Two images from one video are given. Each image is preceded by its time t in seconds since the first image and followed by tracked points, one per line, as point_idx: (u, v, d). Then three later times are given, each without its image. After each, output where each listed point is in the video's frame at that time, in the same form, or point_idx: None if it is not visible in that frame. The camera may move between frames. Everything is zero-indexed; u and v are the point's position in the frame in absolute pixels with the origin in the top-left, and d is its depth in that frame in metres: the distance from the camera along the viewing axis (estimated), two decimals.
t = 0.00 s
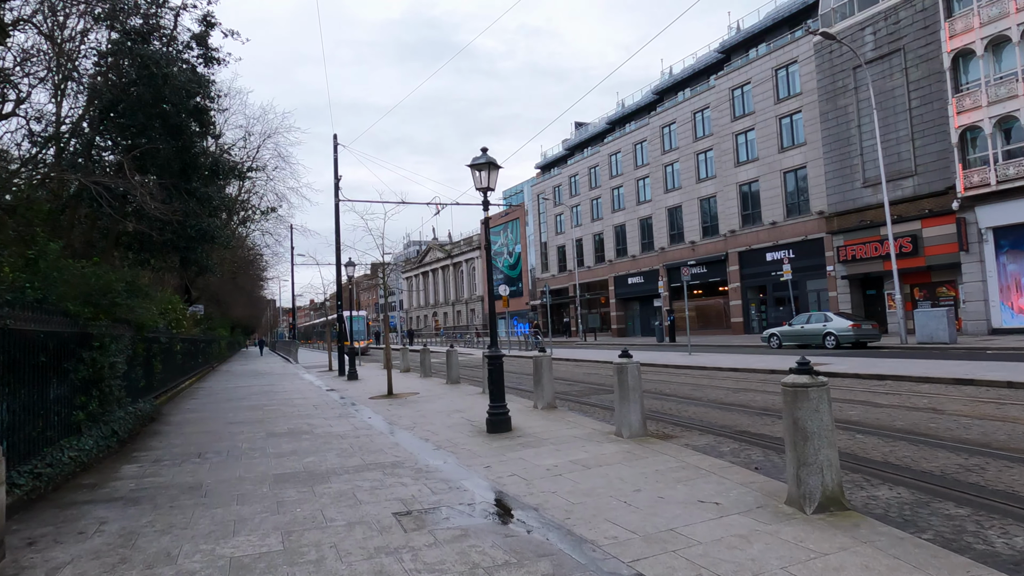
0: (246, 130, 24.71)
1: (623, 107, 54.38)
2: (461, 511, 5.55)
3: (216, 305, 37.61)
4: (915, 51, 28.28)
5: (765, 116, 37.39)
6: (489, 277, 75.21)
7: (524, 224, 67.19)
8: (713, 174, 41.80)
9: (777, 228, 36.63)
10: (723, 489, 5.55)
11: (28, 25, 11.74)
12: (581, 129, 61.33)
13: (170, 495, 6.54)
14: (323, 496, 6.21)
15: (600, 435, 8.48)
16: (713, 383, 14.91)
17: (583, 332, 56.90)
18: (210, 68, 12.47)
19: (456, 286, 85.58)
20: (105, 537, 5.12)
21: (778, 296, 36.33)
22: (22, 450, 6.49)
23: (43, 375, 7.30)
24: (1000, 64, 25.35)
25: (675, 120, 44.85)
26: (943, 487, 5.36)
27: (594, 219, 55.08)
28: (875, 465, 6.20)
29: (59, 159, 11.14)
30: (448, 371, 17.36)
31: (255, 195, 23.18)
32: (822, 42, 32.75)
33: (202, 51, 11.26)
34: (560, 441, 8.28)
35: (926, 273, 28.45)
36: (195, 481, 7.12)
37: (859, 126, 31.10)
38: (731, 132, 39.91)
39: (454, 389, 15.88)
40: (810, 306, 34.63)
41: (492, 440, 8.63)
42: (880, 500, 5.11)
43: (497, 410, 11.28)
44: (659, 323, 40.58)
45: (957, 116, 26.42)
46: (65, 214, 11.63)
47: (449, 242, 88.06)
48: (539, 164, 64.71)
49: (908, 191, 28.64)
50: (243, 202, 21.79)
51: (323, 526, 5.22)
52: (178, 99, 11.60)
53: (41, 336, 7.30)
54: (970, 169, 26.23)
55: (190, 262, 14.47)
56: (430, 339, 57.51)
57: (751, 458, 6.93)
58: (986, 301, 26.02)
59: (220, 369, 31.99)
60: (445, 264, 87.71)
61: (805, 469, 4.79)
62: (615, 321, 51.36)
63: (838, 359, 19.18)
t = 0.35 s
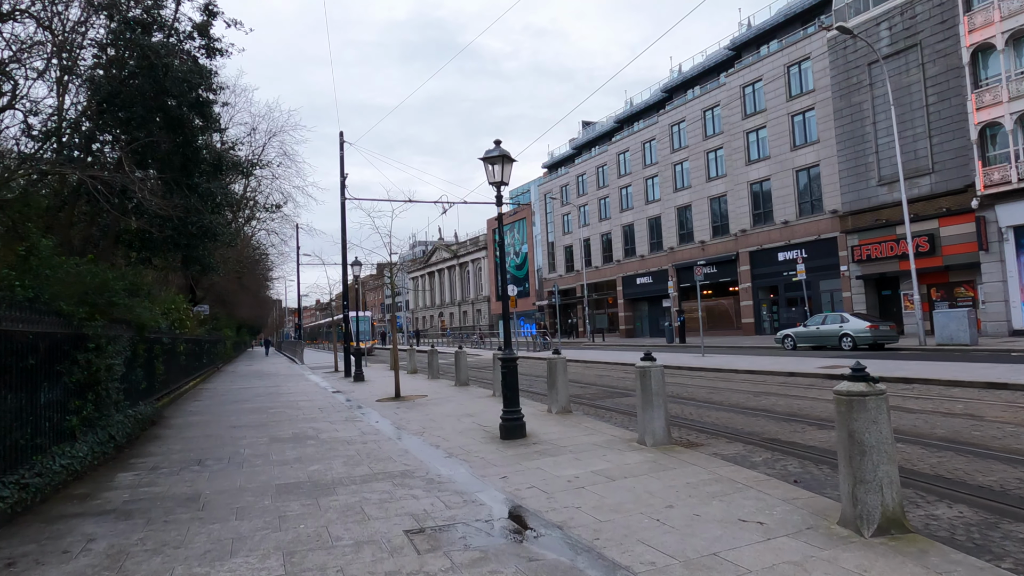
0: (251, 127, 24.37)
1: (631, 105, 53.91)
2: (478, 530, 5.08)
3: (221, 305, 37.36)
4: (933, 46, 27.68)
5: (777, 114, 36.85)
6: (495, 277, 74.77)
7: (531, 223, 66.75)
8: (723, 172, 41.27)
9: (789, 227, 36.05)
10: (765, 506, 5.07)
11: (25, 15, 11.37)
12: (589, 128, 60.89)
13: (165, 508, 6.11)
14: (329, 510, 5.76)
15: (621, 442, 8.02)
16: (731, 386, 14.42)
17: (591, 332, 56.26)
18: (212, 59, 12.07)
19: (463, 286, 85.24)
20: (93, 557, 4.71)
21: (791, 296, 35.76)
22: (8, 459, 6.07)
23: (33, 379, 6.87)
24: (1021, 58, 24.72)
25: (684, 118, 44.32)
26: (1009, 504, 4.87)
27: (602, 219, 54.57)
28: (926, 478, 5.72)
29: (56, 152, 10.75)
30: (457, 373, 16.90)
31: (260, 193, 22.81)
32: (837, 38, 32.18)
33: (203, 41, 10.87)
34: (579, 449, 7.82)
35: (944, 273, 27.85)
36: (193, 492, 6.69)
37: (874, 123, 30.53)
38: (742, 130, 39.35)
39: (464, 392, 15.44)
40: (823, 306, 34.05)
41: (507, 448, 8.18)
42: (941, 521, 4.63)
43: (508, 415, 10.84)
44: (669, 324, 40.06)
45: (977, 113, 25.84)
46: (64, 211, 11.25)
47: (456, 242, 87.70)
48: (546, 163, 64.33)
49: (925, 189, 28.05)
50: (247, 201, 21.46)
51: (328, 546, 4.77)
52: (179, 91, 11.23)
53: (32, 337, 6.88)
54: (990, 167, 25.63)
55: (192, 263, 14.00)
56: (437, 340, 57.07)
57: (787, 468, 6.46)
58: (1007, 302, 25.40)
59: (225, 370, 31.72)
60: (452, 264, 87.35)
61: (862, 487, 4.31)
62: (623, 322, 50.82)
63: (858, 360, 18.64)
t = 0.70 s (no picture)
0: (254, 121, 23.93)
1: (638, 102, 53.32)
2: (493, 549, 4.58)
3: (223, 304, 36.96)
4: (949, 39, 27.07)
5: (787, 109, 36.26)
6: (499, 276, 74.24)
7: (536, 222, 66.21)
8: (731, 169, 40.69)
9: (799, 225, 35.47)
10: (812, 523, 4.56)
11: None
12: (594, 126, 60.30)
13: (151, 519, 5.62)
14: (328, 524, 5.27)
15: (641, 447, 7.51)
16: (748, 387, 13.89)
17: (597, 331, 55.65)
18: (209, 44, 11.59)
19: (467, 286, 84.76)
20: None
21: (801, 295, 35.16)
22: None
23: (13, 379, 6.42)
24: None
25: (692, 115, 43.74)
26: None
27: (608, 217, 54.00)
28: (983, 491, 5.21)
29: (45, 141, 10.31)
30: (463, 373, 16.40)
31: (261, 189, 22.38)
32: (849, 31, 31.57)
33: (199, 25, 10.42)
34: (597, 455, 7.31)
35: (959, 272, 27.21)
36: (183, 501, 6.21)
37: (888, 118, 29.92)
38: (751, 126, 38.76)
39: (471, 392, 14.94)
40: (834, 305, 33.46)
41: (519, 454, 7.67)
42: (1015, 541, 4.12)
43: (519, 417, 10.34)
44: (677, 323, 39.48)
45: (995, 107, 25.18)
46: (56, 204, 10.81)
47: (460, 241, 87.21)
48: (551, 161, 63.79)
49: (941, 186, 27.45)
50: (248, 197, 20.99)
51: (328, 567, 4.27)
52: (175, 77, 10.78)
53: (11, 334, 6.40)
54: (1008, 162, 25.01)
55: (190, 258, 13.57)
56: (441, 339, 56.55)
57: (827, 478, 5.94)
58: None
59: (227, 369, 31.28)
60: (456, 263, 86.90)
61: (931, 504, 3.81)
62: (629, 321, 50.23)
63: (876, 360, 18.08)
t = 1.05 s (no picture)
0: (257, 116, 23.47)
1: (644, 98, 52.76)
2: (521, 570, 4.11)
3: (227, 303, 36.59)
4: (966, 30, 26.46)
5: (797, 104, 35.68)
6: (504, 275, 73.71)
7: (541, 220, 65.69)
8: (740, 165, 40.12)
9: (810, 221, 34.89)
10: (877, 542, 4.08)
11: None
12: (600, 122, 59.74)
13: (144, 533, 5.16)
14: (335, 539, 4.81)
15: (669, 453, 7.04)
16: (768, 386, 13.40)
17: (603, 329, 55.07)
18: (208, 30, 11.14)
19: (472, 284, 84.29)
20: None
21: (813, 292, 34.60)
22: None
23: None
24: None
25: (700, 110, 43.17)
26: None
27: (614, 214, 53.47)
28: None
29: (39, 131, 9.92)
30: (471, 373, 15.93)
31: (264, 185, 21.98)
32: (862, 24, 30.99)
33: (198, 8, 9.98)
34: (622, 461, 6.83)
35: (976, 268, 26.58)
36: (179, 512, 5.75)
37: (902, 111, 29.33)
38: (761, 121, 38.17)
39: (481, 393, 14.47)
40: (846, 302, 32.89)
41: (538, 459, 7.20)
42: None
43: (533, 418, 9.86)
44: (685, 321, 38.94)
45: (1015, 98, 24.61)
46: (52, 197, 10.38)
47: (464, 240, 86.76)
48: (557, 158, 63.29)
49: (957, 180, 26.88)
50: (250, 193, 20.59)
51: None
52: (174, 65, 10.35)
53: None
54: None
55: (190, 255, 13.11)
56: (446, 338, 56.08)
57: (878, 487, 5.46)
58: None
59: (231, 368, 30.89)
60: (460, 262, 86.45)
61: None
62: (636, 319, 49.67)
63: (896, 358, 17.55)
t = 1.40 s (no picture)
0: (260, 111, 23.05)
1: (652, 95, 52.19)
2: None
3: (232, 302, 36.23)
4: (986, 23, 25.81)
5: (810, 100, 35.06)
6: (510, 274, 73.24)
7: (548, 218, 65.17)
8: (751, 162, 39.53)
9: (823, 219, 34.28)
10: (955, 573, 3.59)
11: None
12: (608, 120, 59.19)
13: (131, 553, 4.70)
14: (340, 562, 4.35)
15: (697, 463, 6.57)
16: (789, 389, 12.89)
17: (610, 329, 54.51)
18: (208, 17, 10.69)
19: (478, 283, 83.85)
20: None
21: (826, 292, 34.00)
22: None
23: None
24: None
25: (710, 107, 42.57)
26: None
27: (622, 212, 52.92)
28: None
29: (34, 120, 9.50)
30: (481, 374, 15.48)
31: (268, 181, 21.56)
32: (877, 18, 30.34)
33: None
34: (648, 471, 6.35)
35: (994, 267, 25.96)
36: (170, 528, 5.28)
37: (919, 107, 28.71)
38: (772, 118, 37.56)
39: (491, 394, 14.02)
40: (860, 302, 32.30)
41: (557, 469, 6.72)
42: None
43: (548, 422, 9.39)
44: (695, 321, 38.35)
45: None
46: (47, 190, 9.95)
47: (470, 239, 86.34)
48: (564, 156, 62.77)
49: (977, 177, 26.26)
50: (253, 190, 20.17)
51: None
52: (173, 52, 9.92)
53: None
54: None
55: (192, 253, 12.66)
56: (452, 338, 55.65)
57: (937, 505, 4.95)
58: None
59: (235, 368, 30.47)
60: (466, 261, 86.06)
61: None
62: (644, 319, 49.10)
63: (918, 360, 17.02)
